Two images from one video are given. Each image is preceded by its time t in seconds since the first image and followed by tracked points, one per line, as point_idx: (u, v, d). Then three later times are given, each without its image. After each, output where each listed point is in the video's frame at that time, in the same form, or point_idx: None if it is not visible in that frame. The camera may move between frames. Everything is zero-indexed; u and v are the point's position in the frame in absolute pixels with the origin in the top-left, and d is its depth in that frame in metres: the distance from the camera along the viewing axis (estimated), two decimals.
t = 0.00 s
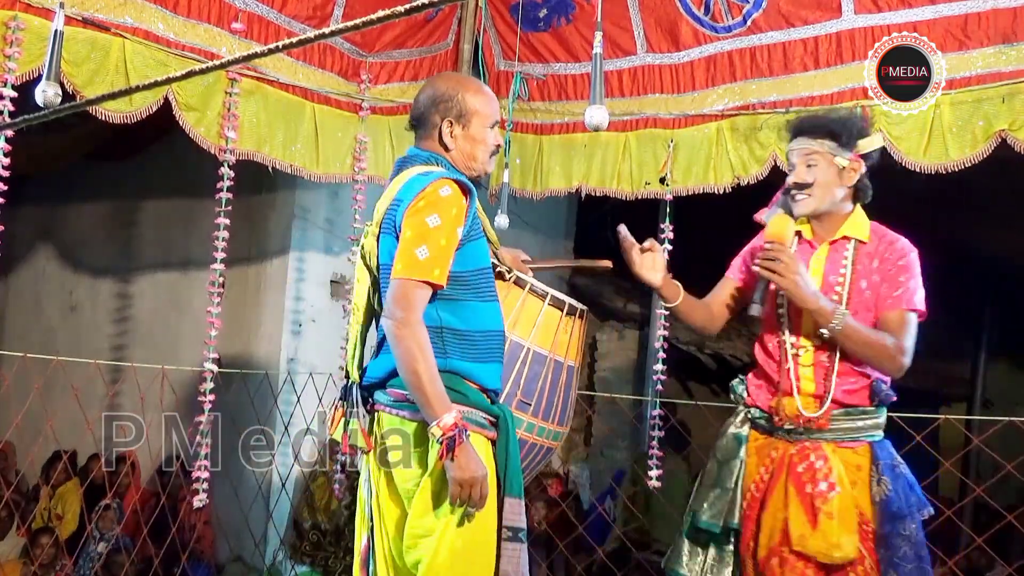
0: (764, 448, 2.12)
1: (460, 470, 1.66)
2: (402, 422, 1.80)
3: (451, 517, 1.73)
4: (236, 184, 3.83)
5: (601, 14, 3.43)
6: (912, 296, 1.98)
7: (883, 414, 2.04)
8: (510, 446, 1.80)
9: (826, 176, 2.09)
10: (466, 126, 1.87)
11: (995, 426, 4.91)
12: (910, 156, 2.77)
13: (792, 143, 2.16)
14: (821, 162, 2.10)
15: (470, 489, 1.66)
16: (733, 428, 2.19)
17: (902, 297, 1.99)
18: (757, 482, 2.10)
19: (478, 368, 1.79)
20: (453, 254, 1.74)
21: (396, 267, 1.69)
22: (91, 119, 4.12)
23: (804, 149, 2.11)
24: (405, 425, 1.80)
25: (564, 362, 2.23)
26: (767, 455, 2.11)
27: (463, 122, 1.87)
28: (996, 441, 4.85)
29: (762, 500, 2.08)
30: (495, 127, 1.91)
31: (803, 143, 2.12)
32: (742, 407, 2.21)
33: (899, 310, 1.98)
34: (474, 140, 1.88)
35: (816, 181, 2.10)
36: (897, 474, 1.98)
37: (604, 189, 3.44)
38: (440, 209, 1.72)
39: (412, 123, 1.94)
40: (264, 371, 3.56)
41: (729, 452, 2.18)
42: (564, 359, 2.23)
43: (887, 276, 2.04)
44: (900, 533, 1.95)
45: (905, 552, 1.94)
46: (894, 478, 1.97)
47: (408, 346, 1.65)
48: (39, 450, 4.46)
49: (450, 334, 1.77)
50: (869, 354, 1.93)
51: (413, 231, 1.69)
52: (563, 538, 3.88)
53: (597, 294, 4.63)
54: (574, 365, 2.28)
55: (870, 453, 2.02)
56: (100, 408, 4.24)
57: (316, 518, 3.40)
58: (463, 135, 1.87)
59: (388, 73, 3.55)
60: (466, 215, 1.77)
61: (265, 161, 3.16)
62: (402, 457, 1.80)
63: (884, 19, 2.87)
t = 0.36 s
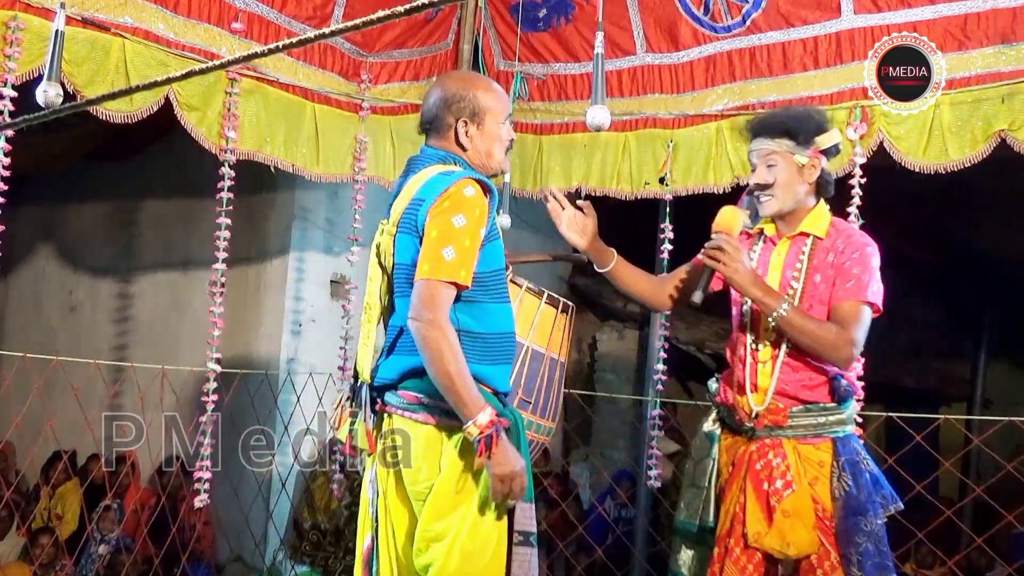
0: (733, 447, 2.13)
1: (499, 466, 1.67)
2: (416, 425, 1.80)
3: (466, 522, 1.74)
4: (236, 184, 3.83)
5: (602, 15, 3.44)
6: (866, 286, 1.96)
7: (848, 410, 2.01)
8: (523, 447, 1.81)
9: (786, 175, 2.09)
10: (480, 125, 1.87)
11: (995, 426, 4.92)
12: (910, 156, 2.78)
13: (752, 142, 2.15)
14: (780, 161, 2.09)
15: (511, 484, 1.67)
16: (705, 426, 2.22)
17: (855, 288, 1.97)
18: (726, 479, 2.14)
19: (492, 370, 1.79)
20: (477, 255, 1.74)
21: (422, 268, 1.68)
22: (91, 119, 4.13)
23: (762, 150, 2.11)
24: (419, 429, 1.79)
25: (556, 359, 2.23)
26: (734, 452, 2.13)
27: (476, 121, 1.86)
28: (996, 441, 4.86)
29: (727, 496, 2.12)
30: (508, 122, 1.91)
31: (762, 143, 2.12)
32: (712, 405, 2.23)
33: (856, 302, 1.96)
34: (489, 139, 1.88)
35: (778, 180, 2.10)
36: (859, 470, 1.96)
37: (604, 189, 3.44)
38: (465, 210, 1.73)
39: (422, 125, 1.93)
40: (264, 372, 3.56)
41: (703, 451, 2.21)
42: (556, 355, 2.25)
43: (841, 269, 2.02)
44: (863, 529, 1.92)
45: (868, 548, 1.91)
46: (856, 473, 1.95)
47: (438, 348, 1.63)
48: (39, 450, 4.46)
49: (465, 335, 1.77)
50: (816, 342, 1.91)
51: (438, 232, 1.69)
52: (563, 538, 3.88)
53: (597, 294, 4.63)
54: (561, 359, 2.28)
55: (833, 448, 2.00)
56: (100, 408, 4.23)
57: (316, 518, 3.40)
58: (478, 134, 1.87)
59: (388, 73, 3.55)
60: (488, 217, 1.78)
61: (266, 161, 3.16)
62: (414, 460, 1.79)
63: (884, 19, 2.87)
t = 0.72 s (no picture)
0: (725, 448, 2.15)
1: (506, 476, 1.68)
2: (420, 425, 1.79)
3: (468, 524, 1.73)
4: (236, 184, 3.83)
5: (602, 14, 3.44)
6: (860, 288, 1.98)
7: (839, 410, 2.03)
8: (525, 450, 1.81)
9: (762, 181, 2.10)
10: (498, 124, 1.86)
11: (995, 426, 4.92)
12: (911, 156, 2.78)
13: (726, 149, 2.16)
14: (756, 168, 2.10)
15: (516, 494, 1.69)
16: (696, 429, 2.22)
17: (849, 292, 1.99)
18: (719, 481, 2.15)
19: (498, 372, 1.79)
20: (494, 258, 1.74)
21: (439, 270, 1.68)
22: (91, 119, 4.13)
23: (737, 156, 2.12)
24: (423, 428, 1.79)
25: (559, 360, 2.24)
26: (726, 453, 2.15)
27: (494, 119, 1.86)
28: (997, 441, 4.85)
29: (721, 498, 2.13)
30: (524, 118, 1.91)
31: (735, 150, 2.13)
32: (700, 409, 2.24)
33: (850, 306, 1.98)
34: (507, 137, 1.88)
35: (752, 187, 2.10)
36: (852, 467, 1.98)
37: (603, 189, 3.42)
38: (483, 212, 1.72)
39: (433, 125, 1.92)
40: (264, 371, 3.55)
41: (693, 453, 2.22)
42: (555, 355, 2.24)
43: (830, 273, 2.03)
44: (857, 527, 1.93)
45: (862, 545, 1.91)
46: (849, 470, 1.97)
47: (456, 353, 1.64)
48: (39, 451, 4.46)
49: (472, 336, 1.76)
50: (820, 352, 1.95)
51: (456, 234, 1.69)
52: (563, 538, 3.86)
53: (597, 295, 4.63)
54: (564, 361, 2.27)
55: (824, 448, 2.02)
56: (100, 408, 4.23)
57: (316, 518, 3.38)
58: (496, 132, 1.86)
59: (388, 73, 3.54)
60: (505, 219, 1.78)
61: (266, 161, 3.16)
62: (418, 459, 1.79)
63: (884, 19, 2.88)
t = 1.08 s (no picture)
0: (729, 448, 2.18)
1: (487, 489, 1.68)
2: (422, 427, 1.80)
3: (471, 527, 1.73)
4: (236, 184, 3.83)
5: (602, 14, 3.44)
6: (863, 285, 2.05)
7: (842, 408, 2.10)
8: (526, 452, 1.83)
9: (756, 181, 2.14)
10: (491, 126, 1.86)
11: (994, 425, 4.92)
12: (910, 156, 2.78)
13: (720, 151, 2.20)
14: (750, 168, 2.14)
15: (496, 507, 1.69)
16: (698, 430, 2.25)
17: (852, 290, 2.06)
18: (724, 481, 2.17)
19: (500, 376, 1.80)
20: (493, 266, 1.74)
21: (438, 278, 1.68)
22: (91, 119, 4.13)
23: (732, 156, 2.16)
24: (426, 430, 1.80)
25: (562, 360, 2.25)
26: (731, 453, 2.17)
27: (487, 122, 1.86)
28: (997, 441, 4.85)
29: (726, 498, 2.15)
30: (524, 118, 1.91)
31: (729, 152, 2.17)
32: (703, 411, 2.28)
33: (853, 306, 2.05)
34: (502, 139, 1.87)
35: (746, 187, 2.15)
36: (859, 462, 2.04)
37: (604, 189, 3.42)
38: (483, 220, 1.72)
39: (435, 127, 1.93)
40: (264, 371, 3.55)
41: (695, 455, 2.23)
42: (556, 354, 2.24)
43: (832, 273, 2.09)
44: (868, 522, 1.99)
45: (873, 539, 1.97)
46: (856, 465, 2.04)
47: (448, 362, 1.64)
48: (39, 450, 4.46)
49: (474, 341, 1.76)
50: (830, 353, 2.01)
51: (455, 242, 1.69)
52: (563, 538, 3.87)
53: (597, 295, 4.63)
54: (567, 361, 2.29)
55: (830, 443, 2.08)
56: (100, 408, 4.23)
57: (316, 518, 3.39)
58: (491, 135, 1.86)
59: (389, 73, 3.55)
60: (506, 226, 1.77)
61: (266, 161, 3.16)
62: (420, 461, 1.79)
63: (884, 19, 2.88)
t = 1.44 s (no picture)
0: (746, 447, 2.21)
1: (491, 498, 1.68)
2: (424, 430, 1.80)
3: (476, 533, 1.74)
4: (237, 184, 3.82)
5: (601, 14, 3.44)
6: (885, 279, 2.09)
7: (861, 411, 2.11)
8: (527, 456, 1.83)
9: (780, 176, 2.19)
10: (504, 130, 1.86)
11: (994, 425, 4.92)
12: (911, 156, 2.78)
13: (745, 148, 2.25)
14: (774, 164, 2.19)
15: (500, 517, 1.69)
16: (719, 429, 2.29)
17: (875, 284, 2.09)
18: (739, 480, 2.20)
19: (503, 381, 1.80)
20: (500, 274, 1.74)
21: (444, 287, 1.68)
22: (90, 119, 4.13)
23: (757, 151, 2.21)
24: (427, 434, 1.80)
25: (566, 362, 2.26)
26: (747, 452, 2.20)
27: (500, 126, 1.86)
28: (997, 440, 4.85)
29: (740, 498, 2.18)
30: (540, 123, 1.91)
31: (755, 148, 2.22)
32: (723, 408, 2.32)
33: (875, 300, 2.09)
34: (514, 144, 1.87)
35: (770, 182, 2.20)
36: (872, 471, 2.04)
37: (604, 189, 3.42)
38: (491, 229, 1.72)
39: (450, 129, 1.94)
40: (264, 372, 3.55)
41: (714, 452, 2.27)
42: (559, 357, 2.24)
43: (854, 268, 2.13)
44: (869, 529, 2.00)
45: (866, 548, 2.00)
46: (868, 473, 2.03)
47: (453, 372, 1.64)
48: (39, 451, 4.45)
49: (478, 347, 1.76)
50: (853, 347, 2.05)
51: (462, 252, 1.69)
52: (563, 538, 3.87)
53: (596, 294, 4.63)
54: (571, 363, 2.30)
55: (846, 447, 2.09)
56: (100, 408, 4.22)
57: (316, 518, 3.40)
58: (504, 140, 1.86)
59: (389, 73, 3.55)
60: (514, 235, 1.77)
61: (265, 161, 3.16)
62: (421, 463, 1.79)
63: (884, 19, 2.88)
